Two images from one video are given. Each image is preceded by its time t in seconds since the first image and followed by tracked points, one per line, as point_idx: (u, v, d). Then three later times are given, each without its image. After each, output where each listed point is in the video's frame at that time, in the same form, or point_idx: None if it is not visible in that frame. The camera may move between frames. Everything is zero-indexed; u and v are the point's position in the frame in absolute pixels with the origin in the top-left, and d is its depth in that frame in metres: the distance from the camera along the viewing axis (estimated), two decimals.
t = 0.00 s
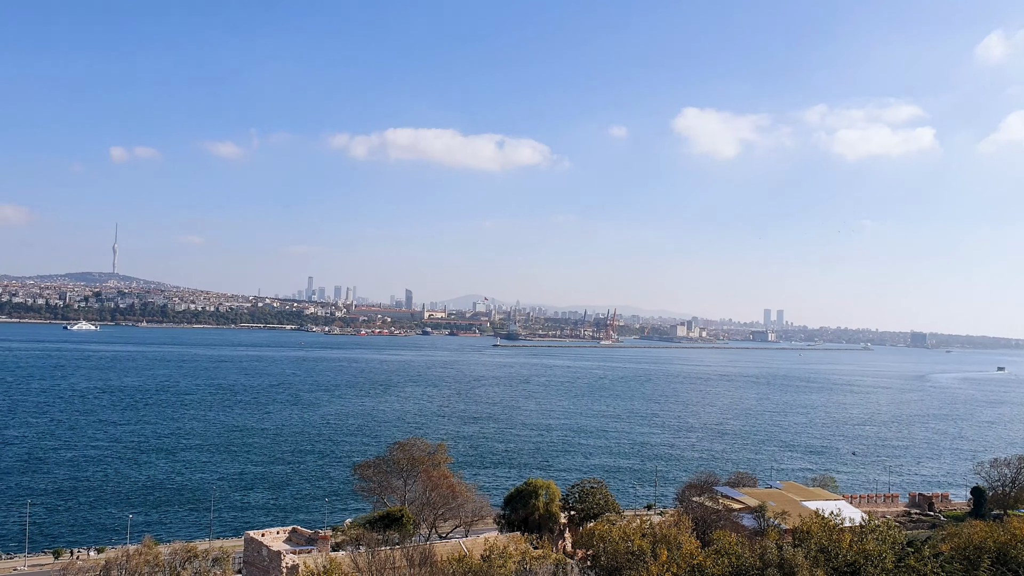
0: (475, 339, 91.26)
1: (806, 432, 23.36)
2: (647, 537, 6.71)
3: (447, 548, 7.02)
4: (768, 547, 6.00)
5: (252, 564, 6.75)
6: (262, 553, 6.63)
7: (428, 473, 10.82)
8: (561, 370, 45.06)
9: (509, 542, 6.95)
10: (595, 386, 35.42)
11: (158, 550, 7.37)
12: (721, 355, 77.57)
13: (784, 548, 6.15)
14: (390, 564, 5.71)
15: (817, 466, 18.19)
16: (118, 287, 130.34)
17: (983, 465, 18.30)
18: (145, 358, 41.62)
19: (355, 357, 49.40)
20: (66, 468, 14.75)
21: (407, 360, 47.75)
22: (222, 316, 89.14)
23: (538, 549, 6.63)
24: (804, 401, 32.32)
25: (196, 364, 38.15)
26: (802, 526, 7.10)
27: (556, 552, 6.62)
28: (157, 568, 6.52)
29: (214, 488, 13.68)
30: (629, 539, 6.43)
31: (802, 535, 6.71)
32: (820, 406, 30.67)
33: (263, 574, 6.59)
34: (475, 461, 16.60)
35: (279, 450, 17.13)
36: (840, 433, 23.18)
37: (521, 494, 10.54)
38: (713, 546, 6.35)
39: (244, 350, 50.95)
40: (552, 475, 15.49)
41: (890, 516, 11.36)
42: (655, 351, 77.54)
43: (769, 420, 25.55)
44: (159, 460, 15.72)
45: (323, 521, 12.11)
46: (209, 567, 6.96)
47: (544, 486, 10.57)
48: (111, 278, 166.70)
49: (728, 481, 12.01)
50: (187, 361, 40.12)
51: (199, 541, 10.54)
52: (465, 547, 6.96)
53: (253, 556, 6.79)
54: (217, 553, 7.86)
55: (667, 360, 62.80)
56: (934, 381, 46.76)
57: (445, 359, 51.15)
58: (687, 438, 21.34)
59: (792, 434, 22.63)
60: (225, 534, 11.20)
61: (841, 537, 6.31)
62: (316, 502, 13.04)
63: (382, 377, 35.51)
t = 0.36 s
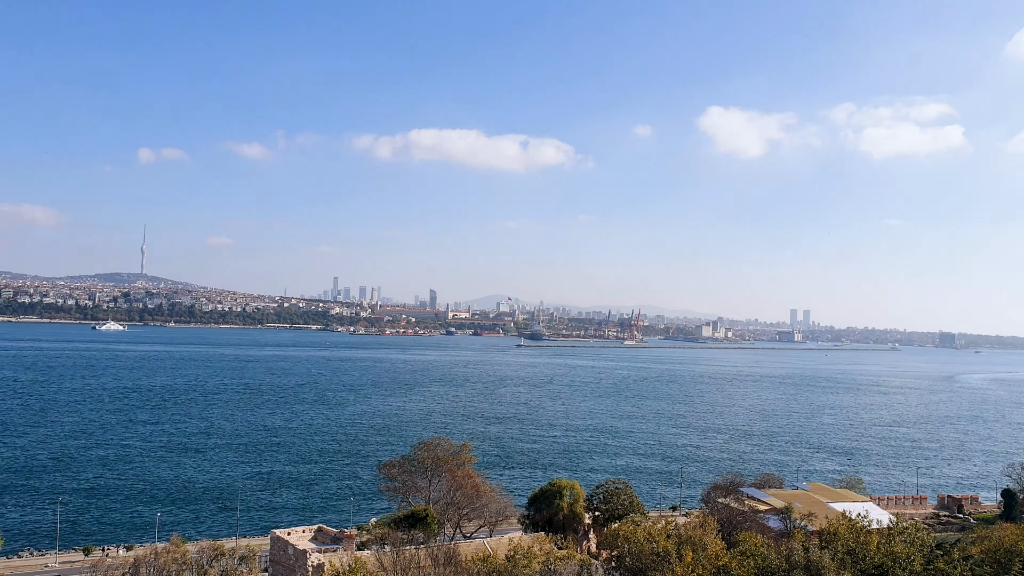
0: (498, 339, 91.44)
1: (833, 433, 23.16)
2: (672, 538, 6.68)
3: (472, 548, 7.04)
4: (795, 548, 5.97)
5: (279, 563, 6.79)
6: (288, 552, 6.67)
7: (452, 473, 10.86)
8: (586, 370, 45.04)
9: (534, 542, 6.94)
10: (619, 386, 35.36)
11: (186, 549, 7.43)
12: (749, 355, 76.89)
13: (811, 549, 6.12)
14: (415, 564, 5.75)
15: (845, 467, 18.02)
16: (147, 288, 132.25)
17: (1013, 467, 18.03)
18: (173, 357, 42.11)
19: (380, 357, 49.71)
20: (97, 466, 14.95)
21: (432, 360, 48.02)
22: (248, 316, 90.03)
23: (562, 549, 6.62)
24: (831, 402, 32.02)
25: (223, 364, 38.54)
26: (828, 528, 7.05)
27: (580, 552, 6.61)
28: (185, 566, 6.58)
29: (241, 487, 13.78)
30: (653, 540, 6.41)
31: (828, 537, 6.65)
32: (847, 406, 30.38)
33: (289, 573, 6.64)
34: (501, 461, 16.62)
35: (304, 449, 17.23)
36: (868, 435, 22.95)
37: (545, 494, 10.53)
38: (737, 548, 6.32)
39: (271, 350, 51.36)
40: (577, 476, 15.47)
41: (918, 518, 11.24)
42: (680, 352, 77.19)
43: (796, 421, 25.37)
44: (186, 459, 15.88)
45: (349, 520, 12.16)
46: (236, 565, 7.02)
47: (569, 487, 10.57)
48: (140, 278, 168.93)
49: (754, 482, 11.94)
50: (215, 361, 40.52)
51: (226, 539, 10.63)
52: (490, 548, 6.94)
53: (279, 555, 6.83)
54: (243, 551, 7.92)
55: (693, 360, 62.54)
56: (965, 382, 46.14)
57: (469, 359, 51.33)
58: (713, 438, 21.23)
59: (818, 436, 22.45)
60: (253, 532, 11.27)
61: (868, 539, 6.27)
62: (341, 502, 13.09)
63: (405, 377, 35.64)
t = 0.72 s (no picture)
0: (520, 338, 91.53)
1: (860, 434, 22.93)
2: (695, 538, 6.66)
3: (494, 547, 7.06)
4: (818, 550, 5.94)
5: (303, 562, 6.82)
6: (311, 550, 6.72)
7: (474, 473, 10.88)
8: (609, 370, 44.96)
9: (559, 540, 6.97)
10: (642, 386, 35.27)
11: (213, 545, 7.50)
12: (775, 356, 76.23)
13: (835, 551, 6.09)
14: (437, 563, 5.78)
15: (870, 469, 17.86)
16: (179, 288, 133.90)
17: None
18: (199, 356, 42.57)
19: (402, 356, 49.93)
20: (124, 464, 15.13)
21: (456, 359, 48.24)
22: (272, 316, 90.90)
23: (586, 549, 6.62)
24: (857, 402, 31.74)
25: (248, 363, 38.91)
26: (851, 529, 7.00)
27: (602, 553, 6.61)
28: (211, 564, 6.66)
29: (266, 485, 13.88)
30: (677, 541, 6.39)
31: (853, 539, 6.62)
32: (873, 407, 30.09)
33: (312, 570, 6.69)
34: (525, 461, 16.61)
35: (328, 448, 17.31)
36: (896, 436, 22.70)
37: (567, 493, 10.53)
38: (761, 549, 6.30)
39: (294, 349, 51.76)
40: (601, 477, 15.44)
41: (945, 520, 11.13)
42: (704, 352, 76.88)
43: (822, 422, 25.17)
44: (211, 457, 16.01)
45: (373, 519, 12.20)
46: (260, 563, 7.07)
47: (591, 487, 10.57)
48: (166, 279, 170.90)
49: (778, 483, 11.90)
50: (239, 360, 40.91)
51: (250, 537, 10.70)
52: (514, 548, 6.96)
53: (304, 554, 6.87)
54: (268, 549, 7.99)
55: (718, 360, 62.26)
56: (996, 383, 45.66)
57: (491, 358, 51.45)
58: (738, 439, 21.10)
59: (844, 437, 22.24)
60: (277, 531, 11.35)
61: (894, 540, 6.21)
62: (365, 501, 13.14)
63: (428, 377, 35.76)
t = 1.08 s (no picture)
0: (543, 339, 91.42)
1: (891, 437, 22.67)
2: (722, 541, 6.63)
3: (520, 548, 7.08)
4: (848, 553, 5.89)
5: (330, 562, 6.86)
6: (338, 550, 6.77)
7: (500, 474, 10.92)
8: (634, 372, 44.79)
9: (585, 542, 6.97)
10: (669, 388, 35.13)
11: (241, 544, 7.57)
12: (804, 357, 75.38)
13: (865, 556, 6.03)
14: (463, 563, 5.83)
15: (900, 472, 17.65)
16: (206, 290, 135.52)
17: None
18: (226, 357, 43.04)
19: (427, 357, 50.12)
20: (156, 464, 15.33)
21: (483, 361, 48.40)
22: (299, 317, 91.74)
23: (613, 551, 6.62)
24: (888, 405, 31.37)
25: (275, 364, 39.29)
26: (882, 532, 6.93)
27: (629, 555, 6.60)
28: (240, 564, 6.73)
29: (294, 485, 14.00)
30: (704, 544, 6.36)
31: (882, 542, 6.55)
32: (903, 410, 29.72)
33: (339, 571, 6.74)
34: (552, 463, 16.63)
35: (355, 448, 17.43)
36: (929, 439, 22.39)
37: (593, 494, 10.54)
38: (789, 552, 6.26)
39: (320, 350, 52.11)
40: (629, 479, 15.41)
41: (976, 524, 10.98)
42: (731, 353, 76.35)
43: (852, 425, 24.88)
44: (240, 457, 16.17)
45: (400, 520, 12.25)
46: (288, 563, 7.14)
47: (617, 488, 10.57)
48: (194, 280, 172.89)
49: (805, 486, 11.83)
50: (267, 360, 41.32)
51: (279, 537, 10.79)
52: (540, 550, 6.96)
53: (331, 553, 6.91)
54: (294, 548, 8.07)
55: (747, 362, 61.75)
56: None
57: (517, 360, 51.48)
58: (767, 442, 20.95)
59: (875, 440, 21.99)
60: (305, 531, 11.44)
61: (925, 544, 6.15)
62: (392, 502, 13.21)
63: (454, 378, 35.87)
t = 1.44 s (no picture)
0: (562, 341, 91.37)
1: (916, 439, 22.47)
2: (743, 543, 6.60)
3: (540, 550, 7.10)
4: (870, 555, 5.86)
5: (351, 563, 6.89)
6: (359, 550, 6.79)
7: (519, 475, 10.94)
8: (656, 373, 44.58)
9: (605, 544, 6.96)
10: (691, 390, 35.04)
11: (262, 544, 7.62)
12: (828, 359, 74.67)
13: (888, 559, 5.99)
14: (483, 565, 5.85)
15: (924, 475, 17.48)
16: (227, 292, 136.74)
17: None
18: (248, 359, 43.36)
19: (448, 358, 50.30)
20: (179, 464, 15.48)
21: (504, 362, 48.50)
22: (320, 318, 92.33)
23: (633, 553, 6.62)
24: (913, 406, 31.07)
25: (296, 365, 39.53)
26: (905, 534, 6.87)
27: (650, 557, 6.60)
28: (262, 564, 6.78)
29: (316, 485, 14.10)
30: (725, 546, 6.33)
31: (906, 545, 6.49)
32: (928, 412, 29.40)
33: (360, 572, 6.76)
34: (574, 464, 16.64)
35: (376, 449, 17.53)
36: (954, 442, 22.16)
37: (613, 496, 10.54)
38: (811, 554, 6.23)
39: (340, 351, 52.36)
40: (650, 481, 15.38)
41: (1001, 527, 10.85)
42: (754, 355, 75.86)
43: (877, 427, 24.63)
44: (262, 458, 16.29)
45: (421, 521, 12.30)
46: (309, 563, 7.20)
47: (637, 490, 10.57)
48: (215, 282, 174.39)
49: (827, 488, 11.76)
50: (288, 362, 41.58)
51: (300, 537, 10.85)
52: (559, 552, 6.96)
53: (351, 554, 6.94)
54: (315, 548, 8.11)
55: (771, 364, 61.33)
56: None
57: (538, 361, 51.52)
58: (790, 444, 20.85)
59: (899, 442, 21.80)
60: (327, 532, 11.51)
61: (949, 547, 6.10)
62: (413, 502, 13.27)
63: (475, 379, 36.01)
